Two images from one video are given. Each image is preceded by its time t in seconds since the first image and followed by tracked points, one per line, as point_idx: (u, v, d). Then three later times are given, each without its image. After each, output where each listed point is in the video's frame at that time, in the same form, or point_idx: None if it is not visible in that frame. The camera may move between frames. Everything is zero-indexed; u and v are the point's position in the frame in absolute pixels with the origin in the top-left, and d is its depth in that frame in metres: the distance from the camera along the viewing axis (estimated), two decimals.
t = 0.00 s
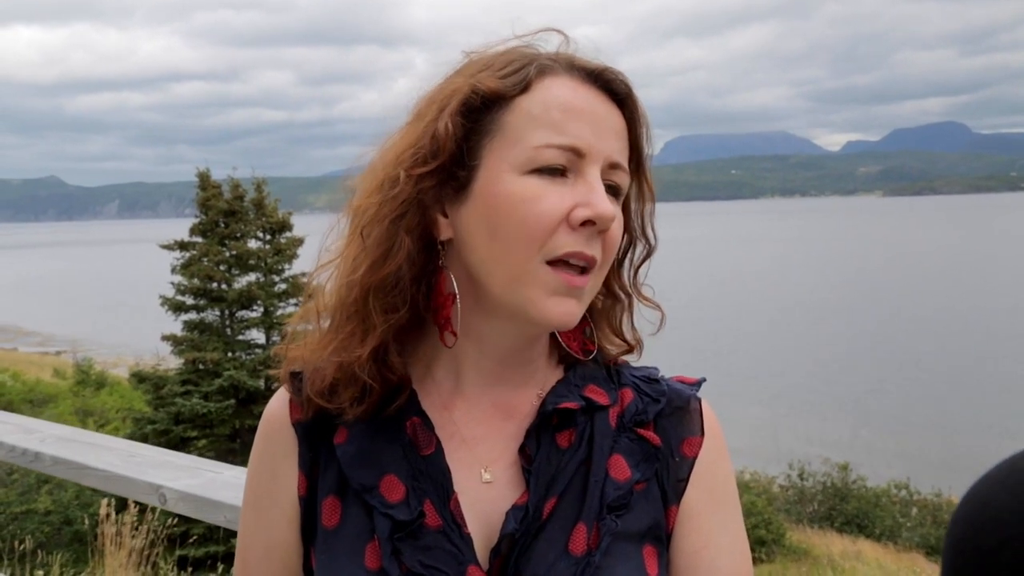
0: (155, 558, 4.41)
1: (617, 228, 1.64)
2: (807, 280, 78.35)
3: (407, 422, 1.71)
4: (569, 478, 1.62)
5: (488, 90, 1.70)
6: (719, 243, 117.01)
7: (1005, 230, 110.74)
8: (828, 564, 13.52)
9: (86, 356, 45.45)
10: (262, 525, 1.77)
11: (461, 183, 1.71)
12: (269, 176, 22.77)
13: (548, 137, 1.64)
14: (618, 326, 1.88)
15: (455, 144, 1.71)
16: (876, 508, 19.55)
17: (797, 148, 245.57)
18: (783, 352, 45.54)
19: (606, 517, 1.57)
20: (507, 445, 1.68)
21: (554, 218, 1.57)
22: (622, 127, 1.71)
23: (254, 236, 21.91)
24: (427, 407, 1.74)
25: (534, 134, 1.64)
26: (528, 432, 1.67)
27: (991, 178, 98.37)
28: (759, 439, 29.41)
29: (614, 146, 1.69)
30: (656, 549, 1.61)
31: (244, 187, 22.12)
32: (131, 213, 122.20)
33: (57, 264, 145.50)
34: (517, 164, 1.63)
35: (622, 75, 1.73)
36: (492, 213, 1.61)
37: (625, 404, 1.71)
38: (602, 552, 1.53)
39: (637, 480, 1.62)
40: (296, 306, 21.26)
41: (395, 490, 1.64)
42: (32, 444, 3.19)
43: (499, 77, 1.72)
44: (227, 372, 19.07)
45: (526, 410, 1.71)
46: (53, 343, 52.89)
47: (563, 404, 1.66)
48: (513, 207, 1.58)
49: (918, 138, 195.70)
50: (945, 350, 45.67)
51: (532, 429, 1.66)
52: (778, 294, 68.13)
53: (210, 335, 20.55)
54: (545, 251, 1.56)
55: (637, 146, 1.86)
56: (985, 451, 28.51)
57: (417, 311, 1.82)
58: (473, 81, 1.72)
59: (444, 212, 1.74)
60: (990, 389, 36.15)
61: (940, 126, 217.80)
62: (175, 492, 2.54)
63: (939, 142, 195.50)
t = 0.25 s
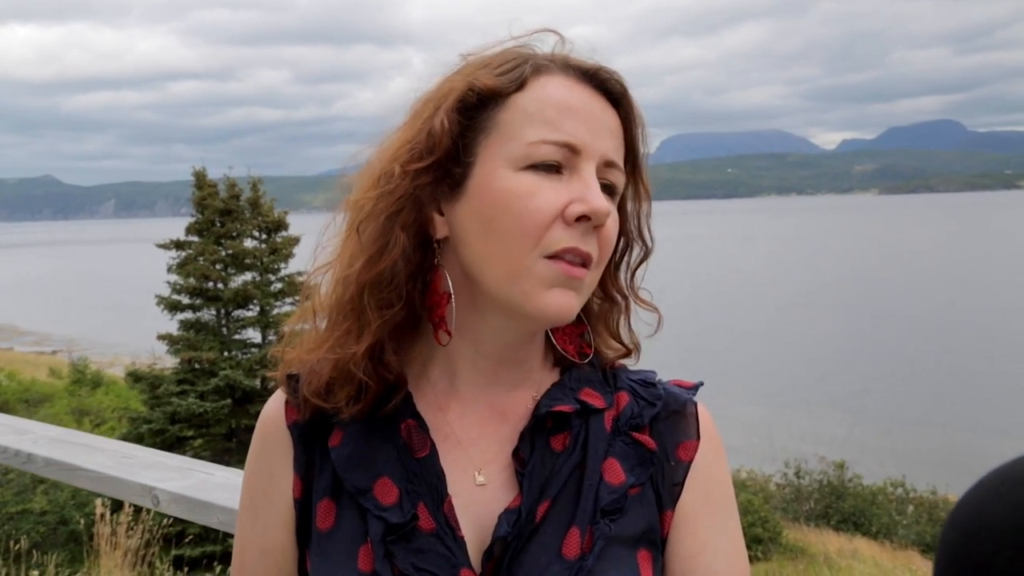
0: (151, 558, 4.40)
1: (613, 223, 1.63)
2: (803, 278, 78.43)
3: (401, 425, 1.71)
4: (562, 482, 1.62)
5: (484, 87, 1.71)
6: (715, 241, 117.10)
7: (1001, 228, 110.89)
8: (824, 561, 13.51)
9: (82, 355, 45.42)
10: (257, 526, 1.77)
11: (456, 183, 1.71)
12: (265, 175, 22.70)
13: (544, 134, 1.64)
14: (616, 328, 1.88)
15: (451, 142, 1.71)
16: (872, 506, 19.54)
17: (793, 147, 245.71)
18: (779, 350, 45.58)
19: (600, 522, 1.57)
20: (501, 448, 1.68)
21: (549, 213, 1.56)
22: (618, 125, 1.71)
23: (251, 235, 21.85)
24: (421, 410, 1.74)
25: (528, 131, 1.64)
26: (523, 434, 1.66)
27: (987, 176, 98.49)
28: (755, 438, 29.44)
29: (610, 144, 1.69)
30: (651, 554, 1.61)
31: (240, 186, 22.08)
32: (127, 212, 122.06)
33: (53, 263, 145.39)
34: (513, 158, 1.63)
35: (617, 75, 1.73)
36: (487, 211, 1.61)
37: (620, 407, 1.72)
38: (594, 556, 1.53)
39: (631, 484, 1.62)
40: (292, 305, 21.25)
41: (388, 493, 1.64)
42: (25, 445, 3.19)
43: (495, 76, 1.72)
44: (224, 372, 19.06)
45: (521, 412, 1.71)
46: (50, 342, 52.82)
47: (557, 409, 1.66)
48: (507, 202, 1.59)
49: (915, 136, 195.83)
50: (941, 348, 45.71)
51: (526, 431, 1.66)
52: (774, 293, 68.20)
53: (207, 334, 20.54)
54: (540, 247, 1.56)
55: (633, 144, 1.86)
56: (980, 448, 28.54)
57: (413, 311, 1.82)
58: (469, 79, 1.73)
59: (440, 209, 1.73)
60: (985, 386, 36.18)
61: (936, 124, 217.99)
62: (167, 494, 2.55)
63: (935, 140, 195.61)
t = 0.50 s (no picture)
0: (147, 558, 4.39)
1: (606, 222, 1.64)
2: (800, 277, 78.53)
3: (394, 427, 1.72)
4: (556, 485, 1.63)
5: (476, 87, 1.72)
6: (711, 241, 117.21)
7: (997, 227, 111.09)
8: (820, 561, 13.49)
9: (78, 355, 45.38)
10: (251, 527, 1.78)
11: (449, 183, 1.72)
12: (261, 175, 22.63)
13: (536, 134, 1.65)
14: (612, 331, 1.89)
15: (442, 142, 1.73)
16: (868, 504, 19.53)
17: (789, 146, 246.13)
18: (775, 350, 45.64)
19: (593, 526, 1.58)
20: (494, 450, 1.68)
21: (542, 210, 1.57)
22: (610, 126, 1.72)
23: (247, 235, 21.79)
24: (415, 412, 1.75)
25: (519, 130, 1.66)
26: (515, 438, 1.67)
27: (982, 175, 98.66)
28: (750, 438, 29.49)
29: (602, 143, 1.70)
30: (645, 557, 1.61)
31: (236, 186, 22.02)
32: (123, 211, 121.98)
33: (48, 263, 145.19)
34: (505, 157, 1.65)
35: (608, 75, 1.74)
36: (477, 208, 1.62)
37: (614, 409, 1.72)
38: (588, 561, 1.54)
39: (625, 487, 1.63)
40: (288, 305, 21.23)
41: (382, 496, 1.65)
42: (18, 446, 3.20)
43: (487, 76, 1.73)
44: (219, 372, 19.04)
45: (514, 414, 1.72)
46: (45, 342, 52.79)
47: (550, 411, 1.67)
48: (500, 201, 1.59)
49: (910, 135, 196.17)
50: (937, 347, 45.78)
51: (519, 435, 1.67)
52: (771, 292, 68.28)
53: (203, 334, 20.53)
54: (534, 246, 1.57)
55: (626, 146, 1.87)
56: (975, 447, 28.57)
57: (406, 313, 1.81)
58: (461, 80, 1.75)
59: (433, 210, 1.75)
60: (981, 386, 36.23)
61: (931, 124, 218.30)
62: (161, 496, 2.56)
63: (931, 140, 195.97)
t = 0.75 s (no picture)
0: (146, 558, 4.39)
1: (597, 220, 1.65)
2: (798, 277, 78.58)
3: (388, 432, 1.72)
4: (550, 489, 1.63)
5: (467, 87, 1.73)
6: (709, 241, 117.23)
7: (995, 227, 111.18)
8: (818, 560, 13.50)
9: (76, 356, 45.34)
10: (246, 529, 1.78)
11: (440, 183, 1.73)
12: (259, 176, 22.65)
13: (528, 132, 1.66)
14: (605, 334, 1.89)
15: (433, 143, 1.74)
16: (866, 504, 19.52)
17: (787, 146, 246.39)
18: (774, 350, 45.66)
19: (586, 530, 1.58)
20: (487, 454, 1.69)
21: (533, 209, 1.58)
22: (600, 125, 1.74)
23: (245, 235, 21.82)
24: (408, 416, 1.75)
25: (510, 128, 1.67)
26: (509, 442, 1.67)
27: (980, 175, 98.70)
28: (749, 438, 29.53)
29: (594, 142, 1.71)
30: (637, 562, 1.61)
31: (234, 187, 22.01)
32: (122, 212, 121.96)
33: (46, 263, 145.14)
34: (495, 157, 1.66)
35: (597, 76, 1.76)
36: (468, 207, 1.63)
37: (607, 414, 1.72)
38: (582, 565, 1.54)
39: (617, 492, 1.63)
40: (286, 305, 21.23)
41: (376, 501, 1.65)
42: (13, 450, 3.19)
43: (479, 76, 1.74)
44: (218, 373, 19.03)
45: (507, 418, 1.72)
46: (43, 343, 52.78)
47: (544, 416, 1.66)
48: (491, 198, 1.60)
49: (908, 135, 196.42)
50: (935, 347, 45.83)
51: (513, 438, 1.67)
52: (769, 292, 68.31)
53: (201, 335, 20.53)
54: (526, 244, 1.57)
55: (617, 148, 1.88)
56: (973, 446, 28.58)
57: (399, 314, 1.81)
58: (452, 81, 1.76)
59: (426, 212, 1.75)
60: (979, 386, 36.26)
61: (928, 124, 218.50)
62: (157, 499, 2.56)
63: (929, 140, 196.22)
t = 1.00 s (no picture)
0: (145, 559, 4.37)
1: (588, 219, 1.65)
2: (798, 278, 78.58)
3: (382, 431, 1.71)
4: (541, 491, 1.63)
5: (459, 86, 1.75)
6: (709, 241, 117.24)
7: (995, 227, 111.20)
8: (818, 561, 13.57)
9: (76, 357, 45.37)
10: (242, 526, 1.77)
11: (433, 181, 1.73)
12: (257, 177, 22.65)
13: (518, 132, 1.67)
14: (601, 335, 1.90)
15: (424, 142, 1.75)
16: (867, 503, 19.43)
17: (786, 147, 246.57)
18: (775, 350, 45.68)
19: (578, 534, 1.58)
20: (480, 456, 1.68)
21: (525, 204, 1.58)
22: (591, 124, 1.74)
23: (243, 237, 21.83)
24: (401, 417, 1.74)
25: (500, 127, 1.68)
26: (502, 447, 1.67)
27: (980, 174, 98.64)
28: (749, 438, 29.58)
29: (584, 140, 1.72)
30: (629, 563, 1.61)
31: (233, 188, 22.02)
32: (121, 213, 121.95)
33: (47, 265, 145.25)
34: (486, 155, 1.66)
35: (585, 76, 1.76)
36: (460, 205, 1.63)
37: (601, 416, 1.72)
38: (573, 567, 1.54)
39: (611, 495, 1.63)
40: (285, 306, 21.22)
41: (372, 503, 1.64)
42: (10, 452, 3.20)
43: (470, 77, 1.77)
44: (217, 374, 19.03)
45: (498, 422, 1.72)
46: (44, 344, 52.87)
47: (537, 419, 1.66)
48: (482, 196, 1.60)
49: (908, 135, 196.45)
50: (936, 347, 45.84)
51: (506, 442, 1.67)
52: (769, 292, 68.33)
53: (201, 336, 20.52)
54: (520, 239, 1.56)
55: (609, 147, 1.88)
56: (974, 447, 28.54)
57: (394, 313, 1.80)
58: (444, 81, 1.78)
59: (418, 212, 1.75)
60: (979, 387, 36.25)
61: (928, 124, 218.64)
62: (152, 498, 2.56)
63: (928, 139, 196.20)
